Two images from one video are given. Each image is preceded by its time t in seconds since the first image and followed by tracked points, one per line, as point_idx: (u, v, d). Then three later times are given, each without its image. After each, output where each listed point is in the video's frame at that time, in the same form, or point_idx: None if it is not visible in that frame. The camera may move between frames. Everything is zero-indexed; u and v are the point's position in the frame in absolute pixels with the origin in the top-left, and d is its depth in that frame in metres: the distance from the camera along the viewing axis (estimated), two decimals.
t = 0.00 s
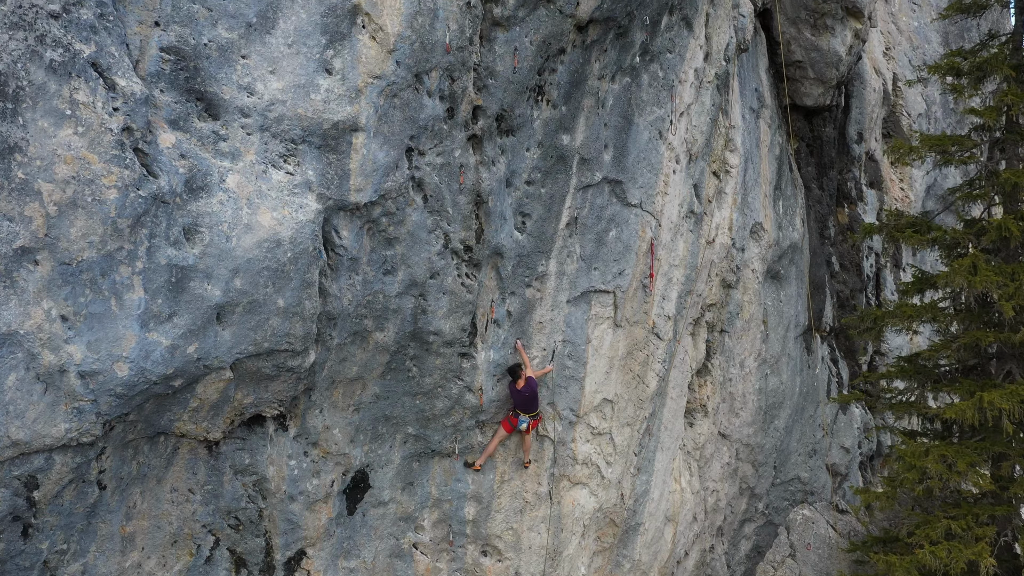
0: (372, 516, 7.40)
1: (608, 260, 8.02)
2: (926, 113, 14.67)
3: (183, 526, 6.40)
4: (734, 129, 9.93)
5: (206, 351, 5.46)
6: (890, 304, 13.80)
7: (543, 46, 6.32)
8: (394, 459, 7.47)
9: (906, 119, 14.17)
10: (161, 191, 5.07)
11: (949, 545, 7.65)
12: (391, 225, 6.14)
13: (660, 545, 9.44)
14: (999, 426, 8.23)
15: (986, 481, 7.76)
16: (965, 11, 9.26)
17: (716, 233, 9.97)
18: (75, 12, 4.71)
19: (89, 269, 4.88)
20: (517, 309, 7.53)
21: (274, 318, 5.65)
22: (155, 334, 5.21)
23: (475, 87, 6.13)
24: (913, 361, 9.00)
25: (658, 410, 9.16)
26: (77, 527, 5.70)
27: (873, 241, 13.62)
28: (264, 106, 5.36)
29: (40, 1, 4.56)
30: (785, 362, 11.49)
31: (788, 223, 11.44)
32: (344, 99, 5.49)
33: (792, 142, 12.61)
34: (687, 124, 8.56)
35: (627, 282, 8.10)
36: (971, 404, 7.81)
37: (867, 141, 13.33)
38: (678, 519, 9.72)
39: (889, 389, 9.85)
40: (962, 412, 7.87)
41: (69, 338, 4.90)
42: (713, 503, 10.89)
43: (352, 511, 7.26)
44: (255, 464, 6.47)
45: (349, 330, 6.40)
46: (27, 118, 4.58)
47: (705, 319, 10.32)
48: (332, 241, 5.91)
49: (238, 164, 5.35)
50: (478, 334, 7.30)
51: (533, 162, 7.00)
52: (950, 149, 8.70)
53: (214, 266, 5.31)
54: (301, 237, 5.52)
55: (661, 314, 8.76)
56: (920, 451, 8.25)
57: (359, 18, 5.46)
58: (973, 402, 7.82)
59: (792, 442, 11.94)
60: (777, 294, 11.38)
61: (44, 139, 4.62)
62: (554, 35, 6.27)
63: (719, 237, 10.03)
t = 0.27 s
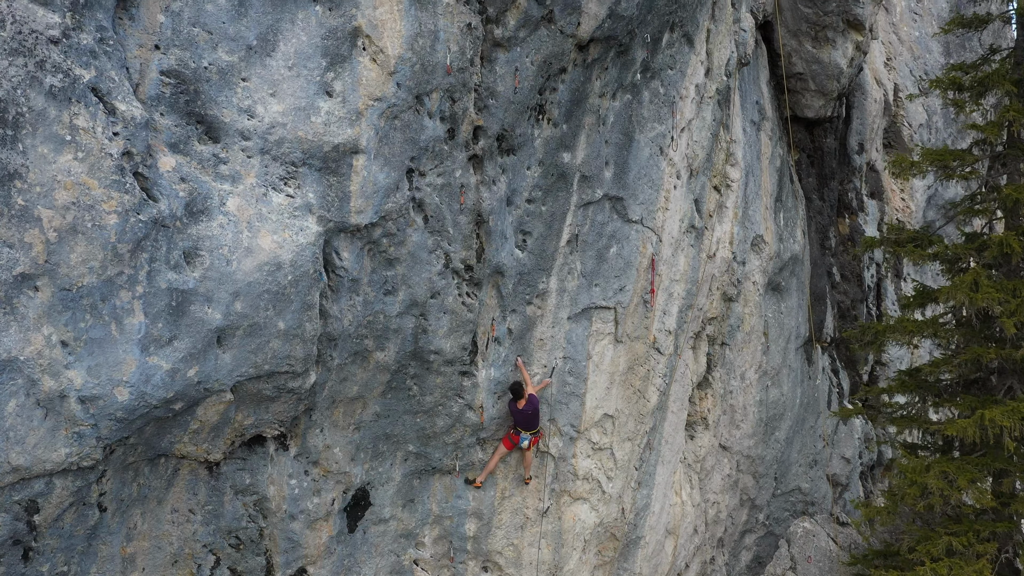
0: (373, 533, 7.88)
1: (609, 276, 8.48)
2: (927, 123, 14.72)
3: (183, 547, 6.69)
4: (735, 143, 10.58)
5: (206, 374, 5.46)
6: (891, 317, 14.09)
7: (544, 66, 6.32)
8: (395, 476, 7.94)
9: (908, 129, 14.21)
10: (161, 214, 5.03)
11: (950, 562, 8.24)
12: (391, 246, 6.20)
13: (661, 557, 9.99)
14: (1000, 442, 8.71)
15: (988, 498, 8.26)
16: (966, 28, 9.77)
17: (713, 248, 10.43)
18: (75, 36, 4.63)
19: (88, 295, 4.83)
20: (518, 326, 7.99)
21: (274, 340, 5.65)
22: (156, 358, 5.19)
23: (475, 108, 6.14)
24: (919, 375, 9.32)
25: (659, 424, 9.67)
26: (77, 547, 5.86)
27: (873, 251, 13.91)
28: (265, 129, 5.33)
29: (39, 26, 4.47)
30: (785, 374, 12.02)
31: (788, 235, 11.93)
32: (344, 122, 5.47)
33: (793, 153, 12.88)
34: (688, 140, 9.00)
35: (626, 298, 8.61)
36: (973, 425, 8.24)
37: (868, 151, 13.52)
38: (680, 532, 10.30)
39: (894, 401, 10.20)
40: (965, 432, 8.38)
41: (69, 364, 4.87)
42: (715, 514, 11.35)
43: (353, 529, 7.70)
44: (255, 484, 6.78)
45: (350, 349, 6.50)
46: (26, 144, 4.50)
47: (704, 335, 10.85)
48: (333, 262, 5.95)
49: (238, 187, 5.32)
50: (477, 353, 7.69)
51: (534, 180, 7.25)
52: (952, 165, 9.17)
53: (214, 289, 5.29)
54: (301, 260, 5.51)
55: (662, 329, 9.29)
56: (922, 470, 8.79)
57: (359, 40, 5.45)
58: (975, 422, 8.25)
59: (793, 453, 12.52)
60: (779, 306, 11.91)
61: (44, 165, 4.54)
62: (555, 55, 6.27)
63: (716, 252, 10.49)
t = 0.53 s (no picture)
0: (374, 541, 7.98)
1: (609, 284, 8.49)
2: (928, 125, 14.70)
3: (184, 558, 6.72)
4: (735, 149, 10.57)
5: (206, 391, 5.46)
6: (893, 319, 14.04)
7: (544, 78, 6.26)
8: (395, 485, 8.01)
9: (909, 130, 14.19)
10: (161, 232, 5.01)
11: (950, 570, 8.27)
12: (392, 259, 6.19)
13: (662, 561, 10.08)
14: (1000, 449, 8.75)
15: (987, 506, 8.28)
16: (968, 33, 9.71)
17: (714, 254, 10.45)
18: (74, 55, 4.60)
19: (89, 314, 4.81)
20: (519, 336, 8.02)
21: (274, 356, 5.65)
22: (156, 376, 5.18)
23: (475, 121, 6.10)
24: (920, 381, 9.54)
25: (660, 428, 9.74)
26: (78, 561, 5.87)
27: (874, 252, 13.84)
28: (265, 145, 5.30)
29: (37, 45, 4.44)
30: (785, 376, 12.05)
31: (789, 238, 11.95)
32: (344, 137, 5.45)
33: (793, 156, 12.96)
34: (689, 147, 8.99)
35: (627, 306, 8.63)
36: (973, 436, 8.33)
37: (870, 151, 13.49)
38: (680, 535, 10.35)
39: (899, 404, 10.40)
40: (965, 442, 8.45)
41: (69, 382, 4.86)
42: (715, 517, 11.41)
43: (354, 538, 7.80)
44: (256, 496, 6.83)
45: (351, 363, 6.52)
46: (25, 164, 4.47)
47: (705, 339, 10.85)
48: (333, 276, 5.95)
49: (238, 204, 5.31)
50: (478, 363, 7.71)
51: (535, 191, 7.25)
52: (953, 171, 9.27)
53: (214, 306, 5.28)
54: (302, 276, 5.51)
55: (663, 336, 9.30)
56: (922, 477, 8.81)
57: (360, 55, 5.42)
58: (975, 433, 8.35)
59: (793, 454, 12.51)
60: (779, 308, 11.94)
61: (44, 185, 4.52)
62: (555, 67, 6.21)
63: (717, 258, 10.51)
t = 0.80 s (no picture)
0: (375, 543, 8.02)
1: (609, 286, 8.49)
2: (929, 119, 14.51)
3: (186, 563, 6.75)
4: (736, 148, 10.54)
5: (206, 401, 5.46)
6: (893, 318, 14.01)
7: (545, 84, 6.22)
8: (396, 487, 8.04)
9: (910, 125, 14.14)
10: (160, 243, 4.99)
11: (949, 570, 8.29)
12: (392, 267, 6.19)
13: (661, 557, 10.23)
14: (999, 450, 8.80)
15: (986, 507, 8.30)
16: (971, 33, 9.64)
17: (715, 252, 10.46)
18: (72, 67, 4.56)
19: (89, 326, 4.81)
20: (518, 339, 8.03)
21: (275, 365, 5.65)
22: (157, 387, 5.18)
23: (475, 128, 6.08)
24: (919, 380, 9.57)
25: (659, 426, 9.81)
26: (80, 568, 5.90)
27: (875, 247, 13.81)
28: (264, 154, 5.27)
29: (35, 58, 4.40)
30: (785, 372, 12.14)
31: (789, 235, 11.98)
32: (344, 147, 5.42)
33: (794, 151, 12.90)
34: (690, 147, 8.96)
35: (628, 307, 8.65)
36: (973, 437, 8.37)
37: (870, 146, 13.52)
38: (679, 531, 10.51)
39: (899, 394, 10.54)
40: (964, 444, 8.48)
41: (70, 395, 4.86)
42: (715, 511, 11.55)
43: (355, 540, 7.83)
44: (257, 501, 6.86)
45: (351, 370, 6.53)
46: (24, 179, 4.46)
47: (705, 337, 10.96)
48: (333, 285, 5.94)
49: (237, 214, 5.29)
50: (478, 366, 7.73)
51: (535, 195, 7.24)
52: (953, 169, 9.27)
53: (214, 317, 5.27)
54: (302, 285, 5.50)
55: (663, 336, 9.32)
56: (921, 478, 8.83)
57: (359, 64, 5.39)
58: (975, 434, 8.39)
59: (793, 449, 12.67)
60: (779, 304, 11.97)
61: (43, 200, 4.51)
62: (556, 73, 6.16)
63: (717, 257, 10.52)
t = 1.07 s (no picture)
0: (375, 540, 8.06)
1: (609, 283, 8.48)
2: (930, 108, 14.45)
3: (187, 564, 6.77)
4: (736, 142, 10.50)
5: (206, 406, 5.45)
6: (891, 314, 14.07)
7: (544, 85, 6.17)
8: (396, 485, 8.08)
9: (911, 114, 14.06)
10: (159, 251, 4.97)
11: (946, 567, 8.35)
12: (391, 270, 6.18)
13: (659, 548, 10.42)
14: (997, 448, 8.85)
15: (983, 504, 8.35)
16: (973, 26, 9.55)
17: (715, 247, 10.47)
18: (69, 75, 4.52)
19: (88, 335, 4.79)
20: (518, 338, 8.02)
21: (274, 370, 5.65)
22: (157, 394, 5.17)
23: (475, 130, 6.04)
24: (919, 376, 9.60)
25: (658, 420, 9.88)
26: (82, 571, 5.93)
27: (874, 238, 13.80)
28: (263, 160, 5.24)
29: (32, 67, 4.36)
30: (785, 363, 12.18)
31: (789, 227, 11.97)
32: (343, 152, 5.39)
33: (794, 142, 12.92)
34: (690, 143, 8.92)
35: (627, 304, 8.66)
36: (971, 435, 8.40)
37: (871, 136, 13.39)
38: (678, 523, 10.77)
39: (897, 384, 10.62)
40: (962, 442, 8.52)
41: (70, 404, 4.85)
42: (713, 503, 11.65)
43: (355, 537, 7.87)
44: (257, 501, 6.88)
45: (351, 372, 6.53)
46: (22, 189, 4.42)
47: (704, 330, 11.00)
48: (333, 289, 5.93)
49: (236, 220, 5.27)
50: (478, 366, 7.73)
51: (535, 195, 7.22)
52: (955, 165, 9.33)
53: (214, 323, 5.26)
54: (301, 290, 5.49)
55: (662, 331, 9.40)
56: (919, 474, 8.87)
57: (358, 69, 5.34)
58: (973, 432, 8.42)
59: (791, 439, 12.74)
60: (779, 296, 12.01)
61: (41, 210, 4.48)
62: (555, 74, 6.11)
63: (717, 251, 10.53)
